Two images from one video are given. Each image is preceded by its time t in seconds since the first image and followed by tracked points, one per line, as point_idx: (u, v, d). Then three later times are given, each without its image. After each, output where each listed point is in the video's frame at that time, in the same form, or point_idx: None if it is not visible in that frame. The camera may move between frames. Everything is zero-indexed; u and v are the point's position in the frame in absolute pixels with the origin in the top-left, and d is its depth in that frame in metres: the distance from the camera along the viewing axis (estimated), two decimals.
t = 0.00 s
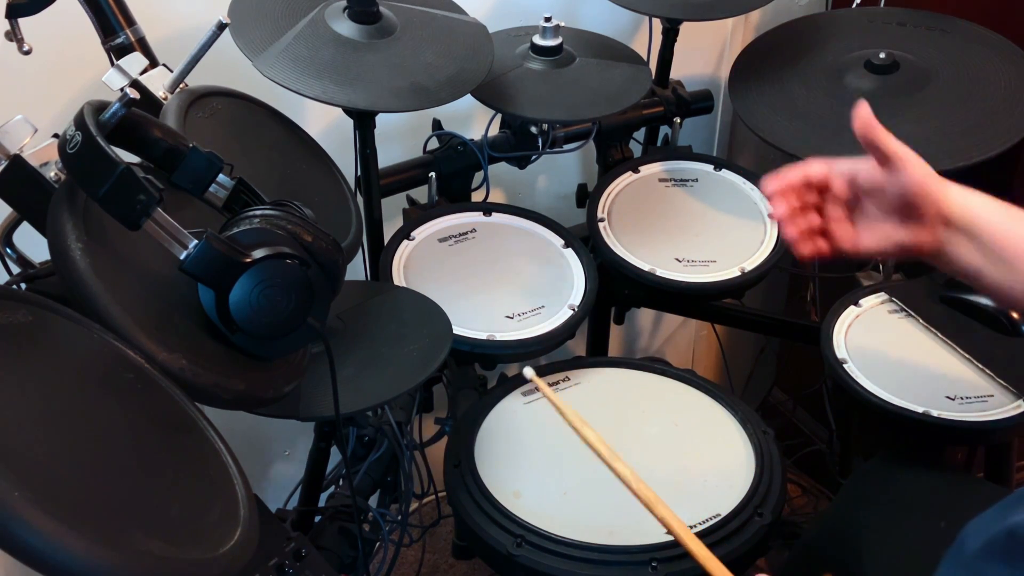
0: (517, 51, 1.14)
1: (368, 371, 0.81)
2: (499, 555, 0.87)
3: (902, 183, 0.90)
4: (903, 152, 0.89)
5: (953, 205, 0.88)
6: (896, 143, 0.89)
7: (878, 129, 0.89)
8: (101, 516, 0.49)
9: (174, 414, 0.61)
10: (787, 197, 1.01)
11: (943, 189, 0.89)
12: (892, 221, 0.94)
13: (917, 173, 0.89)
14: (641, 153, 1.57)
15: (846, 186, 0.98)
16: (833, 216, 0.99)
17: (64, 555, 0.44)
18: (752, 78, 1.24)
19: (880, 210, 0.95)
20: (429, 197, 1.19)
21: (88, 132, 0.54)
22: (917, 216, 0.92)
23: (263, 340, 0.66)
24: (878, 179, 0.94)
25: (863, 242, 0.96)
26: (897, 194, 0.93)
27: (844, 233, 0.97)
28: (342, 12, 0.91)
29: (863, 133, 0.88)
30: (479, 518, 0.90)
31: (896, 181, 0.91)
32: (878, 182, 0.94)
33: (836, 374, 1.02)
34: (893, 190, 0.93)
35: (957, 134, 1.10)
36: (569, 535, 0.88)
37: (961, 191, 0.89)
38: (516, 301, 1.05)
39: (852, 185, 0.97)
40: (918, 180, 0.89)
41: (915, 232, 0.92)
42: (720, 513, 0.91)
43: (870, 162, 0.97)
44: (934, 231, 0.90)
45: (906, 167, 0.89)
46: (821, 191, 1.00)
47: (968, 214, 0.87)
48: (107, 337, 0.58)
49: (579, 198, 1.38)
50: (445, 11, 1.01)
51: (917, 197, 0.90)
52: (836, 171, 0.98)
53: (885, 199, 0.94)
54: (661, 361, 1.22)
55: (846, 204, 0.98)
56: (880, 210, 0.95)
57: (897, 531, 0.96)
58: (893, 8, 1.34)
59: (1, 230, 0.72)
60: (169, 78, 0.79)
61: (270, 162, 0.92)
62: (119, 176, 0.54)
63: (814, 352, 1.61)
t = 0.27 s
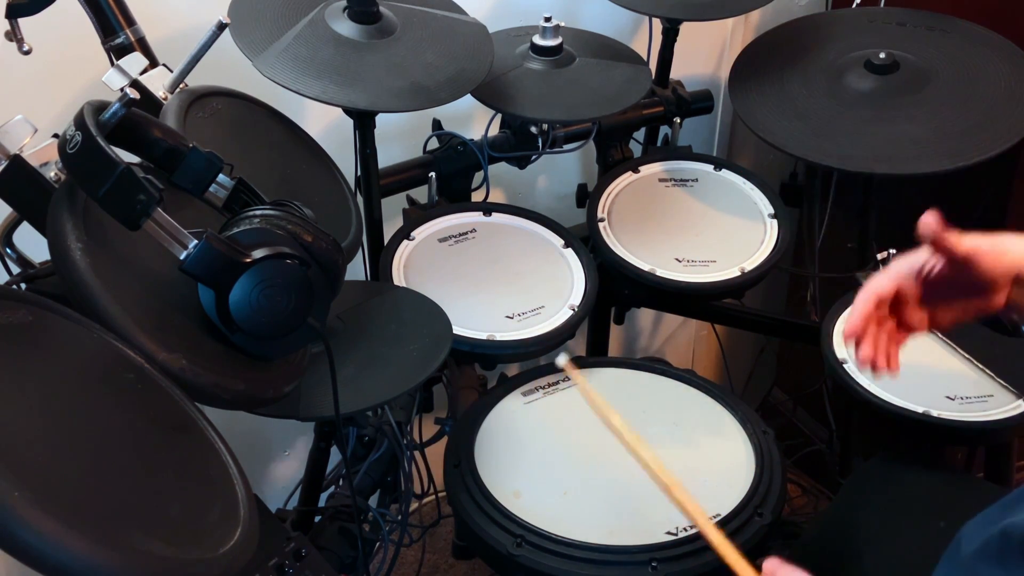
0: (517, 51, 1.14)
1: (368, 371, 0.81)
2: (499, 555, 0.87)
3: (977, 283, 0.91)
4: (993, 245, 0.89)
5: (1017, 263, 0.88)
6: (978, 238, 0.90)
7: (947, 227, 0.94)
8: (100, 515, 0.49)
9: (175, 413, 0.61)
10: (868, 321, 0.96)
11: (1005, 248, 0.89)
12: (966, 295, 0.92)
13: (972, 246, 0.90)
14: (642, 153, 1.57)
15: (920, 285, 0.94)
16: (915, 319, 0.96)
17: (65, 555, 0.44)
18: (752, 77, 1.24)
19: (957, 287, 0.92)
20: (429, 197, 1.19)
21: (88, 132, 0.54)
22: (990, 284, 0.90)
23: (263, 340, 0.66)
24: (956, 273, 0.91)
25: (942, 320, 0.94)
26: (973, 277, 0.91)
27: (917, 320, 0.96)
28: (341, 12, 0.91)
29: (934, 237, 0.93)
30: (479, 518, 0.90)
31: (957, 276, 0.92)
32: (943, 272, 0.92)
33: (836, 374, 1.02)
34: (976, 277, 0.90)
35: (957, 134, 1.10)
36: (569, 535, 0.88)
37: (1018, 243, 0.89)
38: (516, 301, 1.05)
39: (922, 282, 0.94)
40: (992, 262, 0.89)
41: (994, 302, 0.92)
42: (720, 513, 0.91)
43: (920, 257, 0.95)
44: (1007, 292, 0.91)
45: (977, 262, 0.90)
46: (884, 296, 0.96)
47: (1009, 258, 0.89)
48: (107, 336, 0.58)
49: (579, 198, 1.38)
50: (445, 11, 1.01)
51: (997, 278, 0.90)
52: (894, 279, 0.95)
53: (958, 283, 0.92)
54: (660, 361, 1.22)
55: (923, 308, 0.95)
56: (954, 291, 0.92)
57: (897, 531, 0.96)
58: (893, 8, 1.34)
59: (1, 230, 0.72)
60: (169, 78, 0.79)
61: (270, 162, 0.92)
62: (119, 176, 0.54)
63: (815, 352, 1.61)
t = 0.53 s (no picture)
0: (517, 51, 1.13)
1: (368, 371, 0.81)
2: (499, 555, 0.87)
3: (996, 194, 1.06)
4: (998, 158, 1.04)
5: None
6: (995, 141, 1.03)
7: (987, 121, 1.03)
8: (100, 515, 0.49)
9: (174, 414, 0.61)
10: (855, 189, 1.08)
11: None
12: (968, 234, 1.12)
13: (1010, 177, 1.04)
14: (641, 153, 1.57)
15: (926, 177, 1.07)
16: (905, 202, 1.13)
17: (65, 555, 0.44)
18: (752, 77, 1.24)
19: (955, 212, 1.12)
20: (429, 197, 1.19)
21: (88, 132, 0.54)
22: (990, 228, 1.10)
23: (263, 340, 0.65)
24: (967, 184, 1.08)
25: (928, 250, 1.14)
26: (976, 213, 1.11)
27: (912, 235, 1.14)
28: (341, 12, 0.91)
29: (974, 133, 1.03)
30: (479, 518, 0.90)
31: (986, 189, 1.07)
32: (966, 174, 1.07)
33: (836, 375, 1.02)
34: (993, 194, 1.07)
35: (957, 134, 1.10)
36: (570, 535, 0.88)
37: None
38: (516, 301, 1.05)
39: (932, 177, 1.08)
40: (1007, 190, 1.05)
41: (993, 248, 1.09)
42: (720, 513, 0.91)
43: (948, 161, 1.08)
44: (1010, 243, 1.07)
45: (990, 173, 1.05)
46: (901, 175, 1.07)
47: None
48: (106, 337, 0.58)
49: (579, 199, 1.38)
50: (445, 11, 1.01)
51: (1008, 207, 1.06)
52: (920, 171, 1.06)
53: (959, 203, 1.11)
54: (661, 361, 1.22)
55: (919, 206, 1.13)
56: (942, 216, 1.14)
57: (896, 532, 0.96)
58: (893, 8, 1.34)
59: (1, 230, 0.72)
60: (169, 78, 0.79)
61: (270, 161, 0.92)
62: (118, 176, 0.54)
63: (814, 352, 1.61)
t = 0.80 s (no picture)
0: (517, 51, 1.13)
1: (369, 371, 0.81)
2: (499, 554, 0.87)
3: (947, 304, 0.87)
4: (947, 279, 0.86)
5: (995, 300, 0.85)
6: (940, 271, 0.87)
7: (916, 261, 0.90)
8: (100, 515, 0.49)
9: (175, 413, 0.61)
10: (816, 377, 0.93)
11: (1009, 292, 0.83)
12: (934, 333, 0.90)
13: (968, 300, 0.86)
14: (641, 153, 1.57)
15: (885, 318, 0.92)
16: (872, 350, 0.93)
17: (65, 556, 0.44)
18: (753, 77, 1.24)
19: (924, 328, 0.90)
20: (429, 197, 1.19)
21: (88, 132, 0.54)
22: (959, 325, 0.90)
23: (263, 340, 0.65)
24: (922, 307, 0.89)
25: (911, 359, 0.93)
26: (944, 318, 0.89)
27: (885, 363, 0.93)
28: (342, 12, 0.91)
29: (904, 275, 0.90)
30: (479, 518, 0.90)
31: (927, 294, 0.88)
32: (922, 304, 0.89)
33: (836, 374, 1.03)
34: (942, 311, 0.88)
35: (957, 134, 1.10)
36: (569, 535, 0.88)
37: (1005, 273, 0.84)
38: (516, 301, 1.05)
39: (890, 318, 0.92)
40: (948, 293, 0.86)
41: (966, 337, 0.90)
42: (720, 513, 0.91)
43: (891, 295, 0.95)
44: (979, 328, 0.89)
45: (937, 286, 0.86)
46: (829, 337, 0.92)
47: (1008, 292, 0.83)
48: (106, 336, 0.58)
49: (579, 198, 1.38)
50: (445, 11, 1.01)
51: (964, 318, 0.87)
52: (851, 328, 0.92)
53: (929, 321, 0.90)
54: (661, 361, 1.22)
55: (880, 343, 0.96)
56: (924, 331, 0.90)
57: (896, 532, 0.96)
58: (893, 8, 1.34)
59: (1, 230, 0.72)
60: (170, 78, 0.80)
61: (270, 162, 0.92)
62: (118, 175, 0.54)
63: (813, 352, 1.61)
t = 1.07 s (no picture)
0: (517, 51, 1.13)
1: (368, 372, 0.81)
2: (499, 554, 0.87)
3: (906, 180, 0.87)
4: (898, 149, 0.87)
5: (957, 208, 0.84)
6: (897, 139, 0.87)
7: (879, 117, 0.88)
8: (100, 515, 0.49)
9: (175, 414, 0.61)
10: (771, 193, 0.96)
11: (947, 192, 0.85)
12: (891, 224, 0.91)
13: (918, 173, 0.86)
14: (641, 153, 1.57)
15: (841, 187, 0.93)
16: (828, 219, 0.95)
17: (67, 555, 0.44)
18: (753, 76, 1.24)
19: (880, 209, 0.92)
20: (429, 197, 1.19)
21: (88, 132, 0.54)
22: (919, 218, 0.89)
23: (263, 341, 0.65)
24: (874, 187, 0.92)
25: (860, 245, 0.92)
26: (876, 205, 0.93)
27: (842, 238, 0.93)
28: (342, 12, 0.91)
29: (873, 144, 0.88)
30: (479, 518, 0.90)
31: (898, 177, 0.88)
32: (876, 183, 0.91)
33: (836, 375, 1.03)
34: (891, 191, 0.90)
35: (957, 134, 1.10)
36: (569, 535, 0.88)
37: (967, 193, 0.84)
38: (516, 301, 1.05)
39: (846, 187, 0.93)
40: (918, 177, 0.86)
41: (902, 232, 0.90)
42: (720, 513, 0.91)
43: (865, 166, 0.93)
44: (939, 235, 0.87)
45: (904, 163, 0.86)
46: (784, 200, 0.97)
47: (975, 217, 0.83)
48: (107, 337, 0.58)
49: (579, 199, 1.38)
50: (445, 11, 1.01)
51: (917, 197, 0.87)
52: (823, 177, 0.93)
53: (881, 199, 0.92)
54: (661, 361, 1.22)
55: (840, 209, 0.95)
56: (877, 214, 0.93)
57: (897, 532, 0.96)
58: (893, 8, 1.34)
59: (1, 230, 0.72)
60: (169, 78, 0.79)
61: (270, 161, 0.92)
62: (118, 175, 0.54)
63: (813, 352, 1.61)
